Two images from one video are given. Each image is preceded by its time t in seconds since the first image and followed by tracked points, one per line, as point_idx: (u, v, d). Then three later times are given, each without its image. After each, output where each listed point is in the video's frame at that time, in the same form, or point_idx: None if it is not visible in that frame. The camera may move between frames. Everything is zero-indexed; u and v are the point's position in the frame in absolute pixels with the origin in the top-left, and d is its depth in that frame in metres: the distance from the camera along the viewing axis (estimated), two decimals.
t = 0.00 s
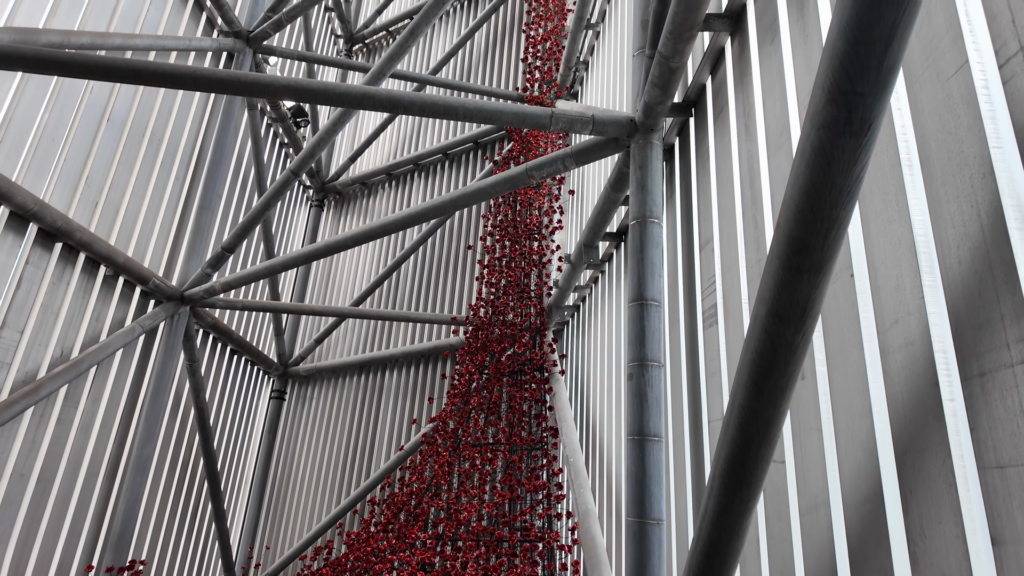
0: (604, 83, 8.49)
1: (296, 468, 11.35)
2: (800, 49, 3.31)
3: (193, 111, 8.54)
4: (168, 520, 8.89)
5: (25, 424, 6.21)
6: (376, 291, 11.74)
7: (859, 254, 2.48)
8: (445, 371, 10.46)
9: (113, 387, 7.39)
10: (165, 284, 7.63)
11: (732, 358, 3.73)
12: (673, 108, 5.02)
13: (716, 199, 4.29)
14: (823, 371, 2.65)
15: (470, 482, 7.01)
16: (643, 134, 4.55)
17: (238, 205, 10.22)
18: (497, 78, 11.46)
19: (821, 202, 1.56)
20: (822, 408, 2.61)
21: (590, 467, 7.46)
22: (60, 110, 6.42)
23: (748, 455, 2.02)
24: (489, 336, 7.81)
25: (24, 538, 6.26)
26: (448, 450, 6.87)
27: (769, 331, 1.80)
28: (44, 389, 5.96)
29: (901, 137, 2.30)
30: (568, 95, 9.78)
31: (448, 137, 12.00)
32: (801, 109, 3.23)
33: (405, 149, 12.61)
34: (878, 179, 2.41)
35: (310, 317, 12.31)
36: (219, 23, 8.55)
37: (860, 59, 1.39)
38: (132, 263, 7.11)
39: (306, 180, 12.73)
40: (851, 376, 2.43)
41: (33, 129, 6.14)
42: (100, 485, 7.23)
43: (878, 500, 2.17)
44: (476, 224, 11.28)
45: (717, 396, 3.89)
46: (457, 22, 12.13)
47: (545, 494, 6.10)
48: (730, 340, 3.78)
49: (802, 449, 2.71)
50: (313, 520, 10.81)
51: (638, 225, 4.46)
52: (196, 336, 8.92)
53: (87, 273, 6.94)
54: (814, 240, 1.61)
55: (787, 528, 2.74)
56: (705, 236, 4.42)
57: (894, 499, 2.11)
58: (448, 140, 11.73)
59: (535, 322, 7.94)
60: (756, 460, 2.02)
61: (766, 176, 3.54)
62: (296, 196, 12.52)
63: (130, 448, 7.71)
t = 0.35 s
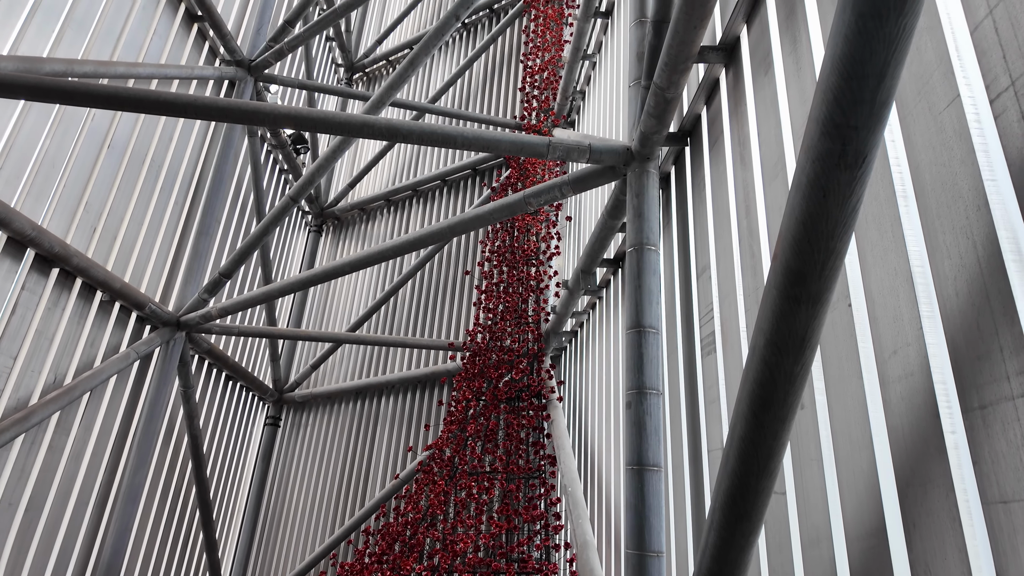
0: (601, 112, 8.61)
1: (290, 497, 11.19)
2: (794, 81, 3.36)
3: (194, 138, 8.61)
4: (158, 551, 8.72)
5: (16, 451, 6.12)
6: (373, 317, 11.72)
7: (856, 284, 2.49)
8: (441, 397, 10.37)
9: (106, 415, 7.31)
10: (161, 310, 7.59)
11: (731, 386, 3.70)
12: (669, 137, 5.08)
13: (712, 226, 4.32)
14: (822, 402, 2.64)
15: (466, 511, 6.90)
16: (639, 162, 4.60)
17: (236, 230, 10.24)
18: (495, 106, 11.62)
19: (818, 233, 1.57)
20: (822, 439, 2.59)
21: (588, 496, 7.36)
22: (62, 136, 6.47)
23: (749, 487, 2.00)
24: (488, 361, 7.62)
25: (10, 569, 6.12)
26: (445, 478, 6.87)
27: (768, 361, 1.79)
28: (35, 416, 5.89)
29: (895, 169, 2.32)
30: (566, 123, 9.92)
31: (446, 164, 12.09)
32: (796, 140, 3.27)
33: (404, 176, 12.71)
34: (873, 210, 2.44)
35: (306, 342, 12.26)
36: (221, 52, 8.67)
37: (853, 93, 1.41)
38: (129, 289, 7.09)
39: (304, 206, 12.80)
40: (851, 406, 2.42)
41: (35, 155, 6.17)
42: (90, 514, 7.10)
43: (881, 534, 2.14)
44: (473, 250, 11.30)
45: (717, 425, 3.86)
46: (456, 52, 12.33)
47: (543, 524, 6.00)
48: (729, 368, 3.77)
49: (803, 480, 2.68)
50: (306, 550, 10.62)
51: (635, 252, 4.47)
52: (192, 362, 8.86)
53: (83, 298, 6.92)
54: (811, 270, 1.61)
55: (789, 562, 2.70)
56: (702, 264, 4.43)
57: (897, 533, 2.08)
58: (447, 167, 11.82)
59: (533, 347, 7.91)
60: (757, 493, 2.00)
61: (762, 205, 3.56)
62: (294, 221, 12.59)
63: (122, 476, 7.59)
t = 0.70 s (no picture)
0: (598, 140, 8.70)
1: (283, 526, 11.00)
2: (788, 112, 3.40)
3: (194, 165, 8.66)
4: None
5: (5, 480, 6.02)
6: (371, 343, 11.67)
7: (855, 315, 2.49)
8: (438, 425, 10.26)
9: (98, 443, 7.22)
10: (157, 336, 7.51)
11: (731, 415, 3.67)
12: (666, 166, 5.13)
13: (709, 254, 4.33)
14: (824, 432, 2.62)
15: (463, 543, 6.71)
16: (636, 190, 4.62)
17: (234, 256, 10.25)
18: (494, 135, 11.76)
19: (816, 263, 1.57)
20: (824, 470, 2.56)
21: (587, 527, 7.25)
22: (63, 163, 6.50)
23: (751, 520, 1.97)
24: (485, 389, 7.48)
25: None
26: (441, 509, 6.54)
27: (768, 392, 1.78)
28: (26, 444, 5.81)
29: (892, 199, 2.34)
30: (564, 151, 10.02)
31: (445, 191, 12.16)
32: (793, 170, 3.29)
33: (402, 203, 12.78)
34: (871, 240, 2.44)
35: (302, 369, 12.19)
36: (224, 81, 8.78)
37: (849, 125, 1.42)
38: (126, 315, 7.06)
39: (303, 232, 12.84)
40: (852, 437, 2.40)
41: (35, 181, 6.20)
42: (79, 545, 6.96)
43: (887, 569, 2.11)
44: (471, 276, 11.31)
45: (717, 455, 3.82)
46: (456, 81, 12.51)
47: (541, 556, 5.88)
48: (729, 398, 3.73)
49: (806, 513, 2.65)
50: None
51: (633, 278, 4.48)
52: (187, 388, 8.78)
53: (79, 324, 6.88)
54: (810, 300, 1.61)
55: None
56: (700, 291, 4.43)
57: (904, 568, 2.04)
58: (445, 193, 11.90)
59: (531, 374, 7.83)
60: (759, 526, 1.97)
61: (759, 234, 3.57)
62: (293, 247, 12.64)
63: (113, 506, 7.46)
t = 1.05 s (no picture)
0: (596, 168, 8.77)
1: (277, 557, 10.80)
2: (783, 143, 3.44)
3: (195, 192, 8.71)
4: None
5: None
6: (368, 369, 11.60)
7: (855, 345, 2.48)
8: (436, 453, 10.15)
9: (90, 471, 7.12)
10: (154, 363, 7.49)
11: (732, 445, 3.64)
12: (663, 195, 5.17)
13: (707, 282, 4.34)
14: (825, 464, 2.59)
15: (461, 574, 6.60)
16: (634, 219, 4.65)
17: (233, 282, 10.25)
18: (492, 163, 11.87)
19: (814, 294, 1.57)
20: (826, 502, 2.53)
21: (587, 559, 7.13)
22: (64, 190, 6.54)
23: (753, 555, 1.94)
24: (484, 416, 7.37)
25: None
26: (439, 539, 6.64)
27: (769, 424, 1.76)
28: (18, 473, 5.73)
29: (888, 230, 2.35)
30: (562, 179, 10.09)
31: (444, 217, 12.21)
32: (789, 200, 3.31)
33: (401, 229, 12.82)
34: (868, 270, 2.45)
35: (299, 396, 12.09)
36: (226, 109, 8.88)
37: (844, 159, 1.44)
38: (122, 342, 7.03)
39: (302, 258, 12.86)
40: (854, 469, 2.38)
41: (36, 209, 6.22)
42: None
43: None
44: (470, 303, 11.30)
45: (718, 486, 3.77)
46: (455, 110, 12.66)
47: None
48: (729, 427, 3.70)
49: (809, 547, 2.61)
50: None
51: (631, 306, 4.48)
52: (182, 415, 8.69)
53: (75, 351, 6.85)
54: (809, 331, 1.60)
55: None
56: (698, 319, 4.43)
57: None
58: (444, 220, 11.95)
59: (530, 401, 7.58)
60: (762, 560, 1.94)
61: (756, 263, 3.58)
62: (292, 273, 12.66)
63: (104, 537, 7.32)
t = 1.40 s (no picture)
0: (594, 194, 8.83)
1: None
2: (780, 171, 3.47)
3: (195, 217, 8.74)
4: None
5: None
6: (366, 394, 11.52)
7: (855, 374, 2.47)
8: (433, 481, 10.02)
9: (83, 499, 7.02)
10: (150, 389, 7.45)
11: (733, 474, 3.59)
12: (661, 221, 5.20)
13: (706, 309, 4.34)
14: (828, 494, 2.56)
15: None
16: (632, 244, 4.66)
17: (231, 307, 10.23)
18: (492, 189, 11.95)
19: (814, 323, 1.56)
20: (830, 534, 2.50)
21: None
22: (65, 216, 6.56)
23: None
24: (482, 442, 7.26)
25: None
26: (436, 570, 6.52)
27: (770, 454, 1.74)
28: (9, 501, 5.65)
29: (885, 259, 2.36)
30: (561, 205, 10.15)
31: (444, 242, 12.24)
32: (787, 227, 3.32)
33: (401, 253, 12.85)
34: (867, 298, 2.45)
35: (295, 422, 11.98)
36: (228, 136, 8.97)
37: (840, 189, 1.45)
38: (119, 367, 6.99)
39: (301, 283, 12.86)
40: (858, 500, 2.35)
41: (35, 234, 6.23)
42: None
43: None
44: (469, 328, 11.26)
45: (720, 516, 3.72)
46: (455, 137, 12.79)
47: None
48: (731, 456, 3.66)
49: None
50: None
51: (630, 331, 4.47)
52: (177, 442, 8.59)
53: (71, 376, 6.80)
54: (809, 360, 1.60)
55: None
56: (698, 346, 4.42)
57: None
58: (444, 245, 11.97)
59: (529, 428, 7.58)
60: None
61: (755, 290, 3.59)
62: (290, 298, 12.65)
63: (95, 567, 7.19)
